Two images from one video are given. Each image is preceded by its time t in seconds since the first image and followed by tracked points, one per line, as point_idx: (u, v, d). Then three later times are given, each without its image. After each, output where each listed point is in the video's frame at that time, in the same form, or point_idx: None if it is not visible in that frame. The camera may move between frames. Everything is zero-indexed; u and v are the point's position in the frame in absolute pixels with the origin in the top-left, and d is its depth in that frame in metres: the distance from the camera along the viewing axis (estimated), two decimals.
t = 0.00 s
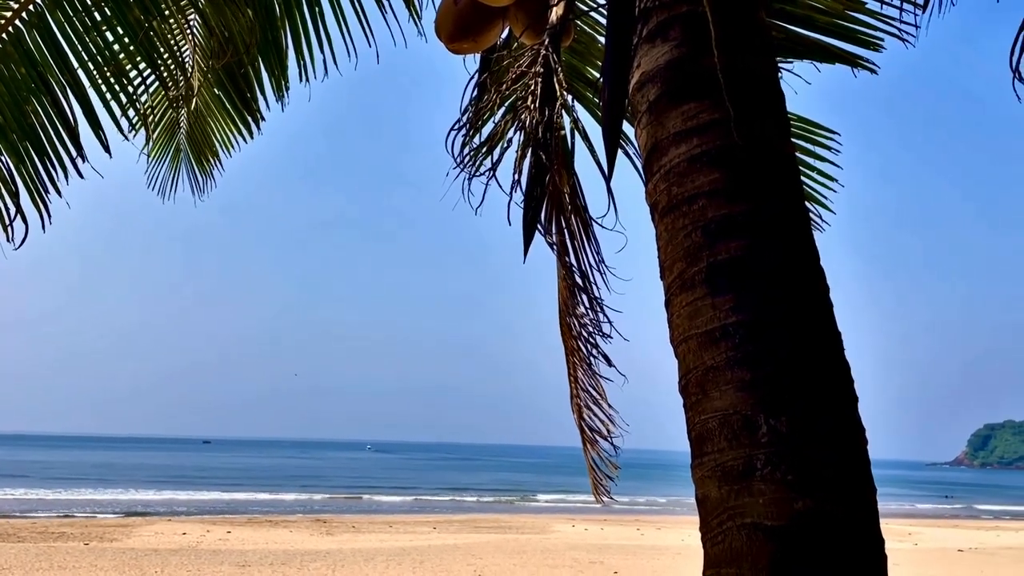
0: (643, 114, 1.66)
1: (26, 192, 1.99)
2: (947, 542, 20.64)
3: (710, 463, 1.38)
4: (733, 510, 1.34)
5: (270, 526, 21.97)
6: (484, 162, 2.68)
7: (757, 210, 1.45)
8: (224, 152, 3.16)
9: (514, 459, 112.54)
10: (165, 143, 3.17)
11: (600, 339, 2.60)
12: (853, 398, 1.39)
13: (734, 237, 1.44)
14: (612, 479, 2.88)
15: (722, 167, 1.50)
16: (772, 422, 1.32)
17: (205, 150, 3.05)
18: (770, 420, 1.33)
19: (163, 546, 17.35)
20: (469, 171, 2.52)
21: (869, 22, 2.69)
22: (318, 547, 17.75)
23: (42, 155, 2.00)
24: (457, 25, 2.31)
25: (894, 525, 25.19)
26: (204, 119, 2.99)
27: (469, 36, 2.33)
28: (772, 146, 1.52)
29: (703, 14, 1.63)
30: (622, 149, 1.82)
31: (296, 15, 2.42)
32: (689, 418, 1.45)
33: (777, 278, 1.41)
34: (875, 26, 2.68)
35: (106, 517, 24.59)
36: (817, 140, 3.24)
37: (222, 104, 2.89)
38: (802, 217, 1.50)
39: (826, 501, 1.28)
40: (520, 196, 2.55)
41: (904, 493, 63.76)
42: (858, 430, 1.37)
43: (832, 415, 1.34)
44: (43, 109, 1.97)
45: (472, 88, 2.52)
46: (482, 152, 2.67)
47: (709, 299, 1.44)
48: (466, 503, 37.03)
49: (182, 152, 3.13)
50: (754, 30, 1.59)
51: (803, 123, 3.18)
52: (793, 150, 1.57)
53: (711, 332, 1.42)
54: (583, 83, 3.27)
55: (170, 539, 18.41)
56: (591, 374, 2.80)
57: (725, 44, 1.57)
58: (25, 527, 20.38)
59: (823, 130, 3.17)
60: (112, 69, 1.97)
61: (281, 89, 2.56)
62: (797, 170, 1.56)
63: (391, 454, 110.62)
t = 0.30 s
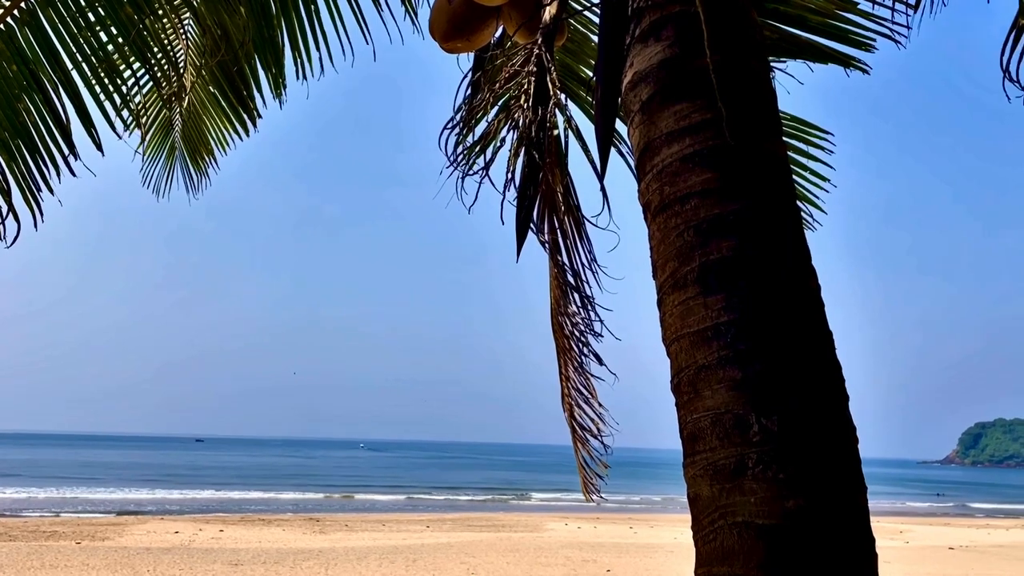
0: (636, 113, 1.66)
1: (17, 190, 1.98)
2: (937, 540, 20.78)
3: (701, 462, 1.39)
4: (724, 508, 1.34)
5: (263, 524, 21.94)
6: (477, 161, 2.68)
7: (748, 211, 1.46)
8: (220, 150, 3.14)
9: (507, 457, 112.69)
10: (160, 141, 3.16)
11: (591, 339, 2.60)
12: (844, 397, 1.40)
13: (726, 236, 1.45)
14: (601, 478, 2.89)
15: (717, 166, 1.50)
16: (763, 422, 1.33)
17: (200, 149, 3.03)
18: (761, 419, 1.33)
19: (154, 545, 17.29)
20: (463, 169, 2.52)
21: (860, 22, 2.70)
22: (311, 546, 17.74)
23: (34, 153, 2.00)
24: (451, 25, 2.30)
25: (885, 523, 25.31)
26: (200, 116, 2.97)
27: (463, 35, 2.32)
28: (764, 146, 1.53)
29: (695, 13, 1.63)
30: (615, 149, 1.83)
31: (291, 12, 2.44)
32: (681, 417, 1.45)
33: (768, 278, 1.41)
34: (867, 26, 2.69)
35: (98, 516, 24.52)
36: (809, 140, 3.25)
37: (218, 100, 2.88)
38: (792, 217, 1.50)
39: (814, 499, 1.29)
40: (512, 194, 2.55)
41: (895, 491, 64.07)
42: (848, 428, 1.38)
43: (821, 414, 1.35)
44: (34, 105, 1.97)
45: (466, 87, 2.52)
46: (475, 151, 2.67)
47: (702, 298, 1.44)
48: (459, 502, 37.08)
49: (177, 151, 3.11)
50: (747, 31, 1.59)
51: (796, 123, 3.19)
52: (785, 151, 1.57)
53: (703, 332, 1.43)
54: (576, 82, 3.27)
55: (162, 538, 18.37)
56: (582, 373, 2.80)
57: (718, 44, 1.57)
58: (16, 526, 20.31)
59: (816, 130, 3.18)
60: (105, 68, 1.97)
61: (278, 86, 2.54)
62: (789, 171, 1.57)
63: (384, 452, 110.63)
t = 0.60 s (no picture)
0: (629, 112, 1.66)
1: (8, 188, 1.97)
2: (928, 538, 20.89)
3: (695, 460, 1.39)
4: (717, 507, 1.34)
5: (255, 523, 21.93)
6: (470, 160, 2.67)
7: (741, 210, 1.46)
8: (216, 146, 3.14)
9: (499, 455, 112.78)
10: (157, 138, 3.15)
11: (584, 337, 2.61)
12: (837, 397, 1.40)
13: (719, 235, 1.45)
14: (595, 476, 2.89)
15: (710, 165, 1.50)
16: (756, 420, 1.33)
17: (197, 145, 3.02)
18: (754, 418, 1.33)
19: (146, 543, 17.27)
20: (456, 168, 2.53)
21: (851, 22, 2.70)
22: (304, 544, 17.74)
23: (26, 150, 1.99)
24: (444, 23, 2.31)
25: (876, 522, 25.45)
26: (195, 112, 2.96)
27: (456, 32, 2.33)
28: (757, 146, 1.52)
29: (688, 12, 1.63)
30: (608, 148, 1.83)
31: (286, 8, 2.44)
32: (674, 415, 1.45)
33: (759, 278, 1.42)
34: (858, 25, 2.69)
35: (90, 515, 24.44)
36: (799, 137, 3.26)
37: (214, 97, 2.87)
38: (785, 217, 1.51)
39: (807, 497, 1.29)
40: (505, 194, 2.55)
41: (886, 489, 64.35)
42: (841, 424, 1.39)
43: (814, 414, 1.35)
44: (25, 102, 1.96)
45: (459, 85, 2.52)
46: (468, 149, 2.67)
47: (694, 297, 1.44)
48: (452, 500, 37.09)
49: (174, 147, 3.10)
50: (740, 31, 1.59)
51: (787, 121, 3.20)
52: (778, 151, 1.57)
53: (696, 332, 1.43)
54: (569, 81, 3.27)
55: (155, 537, 18.33)
56: (575, 371, 2.80)
57: (711, 44, 1.57)
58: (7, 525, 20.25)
59: (807, 128, 3.19)
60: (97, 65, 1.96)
61: (273, 82, 2.53)
62: (782, 170, 1.57)
63: (376, 450, 110.58)
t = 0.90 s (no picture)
0: (622, 110, 1.66)
1: None
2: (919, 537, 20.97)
3: (686, 459, 1.39)
4: (709, 505, 1.34)
5: (246, 522, 21.85)
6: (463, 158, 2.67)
7: (734, 208, 1.46)
8: (209, 142, 3.13)
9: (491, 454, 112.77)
10: (149, 134, 3.14)
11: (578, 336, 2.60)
12: (829, 396, 1.40)
13: (711, 234, 1.45)
14: (590, 474, 2.89)
15: (702, 164, 1.50)
16: (748, 419, 1.33)
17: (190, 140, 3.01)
18: (746, 416, 1.33)
19: (138, 543, 17.21)
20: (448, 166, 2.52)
21: (843, 22, 2.71)
22: (296, 543, 17.69)
23: (16, 147, 1.98)
24: (436, 21, 2.30)
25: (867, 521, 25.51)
26: (188, 108, 2.94)
27: (448, 31, 2.32)
28: (750, 146, 1.52)
29: (681, 11, 1.63)
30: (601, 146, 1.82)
31: (280, 6, 2.43)
32: (666, 414, 1.45)
33: (751, 278, 1.42)
34: (850, 26, 2.70)
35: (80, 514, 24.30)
36: (791, 137, 3.27)
37: (207, 92, 2.86)
38: (778, 216, 1.51)
39: (800, 496, 1.29)
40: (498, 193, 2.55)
41: (878, 488, 64.54)
42: (832, 422, 1.39)
43: (807, 414, 1.35)
44: (15, 98, 1.95)
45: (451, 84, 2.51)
46: (461, 147, 2.66)
47: (687, 295, 1.44)
48: (444, 499, 37.05)
49: (167, 143, 3.09)
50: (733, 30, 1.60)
51: (779, 122, 3.21)
52: (770, 150, 1.57)
53: (688, 330, 1.43)
54: (562, 79, 3.27)
55: (146, 536, 18.24)
56: (570, 369, 2.80)
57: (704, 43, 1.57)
58: None
59: (798, 129, 3.20)
60: (88, 62, 1.95)
61: (266, 79, 2.52)
62: (774, 169, 1.57)
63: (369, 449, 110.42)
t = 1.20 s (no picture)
0: (614, 108, 1.66)
1: None
2: (910, 536, 21.05)
3: (677, 458, 1.39)
4: (701, 503, 1.34)
5: (238, 522, 21.74)
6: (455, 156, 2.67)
7: (726, 206, 1.46)
8: (196, 141, 3.12)
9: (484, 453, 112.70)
10: (136, 132, 3.13)
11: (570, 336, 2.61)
12: (821, 394, 1.41)
13: (703, 232, 1.45)
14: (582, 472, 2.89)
15: (693, 163, 1.50)
16: (739, 417, 1.33)
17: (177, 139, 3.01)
18: (737, 415, 1.33)
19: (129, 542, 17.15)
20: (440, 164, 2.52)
21: (835, 22, 2.72)
22: (287, 543, 17.62)
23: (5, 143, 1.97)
24: (428, 20, 2.30)
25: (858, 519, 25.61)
26: (176, 107, 2.93)
27: (440, 29, 2.33)
28: (741, 145, 1.52)
29: (673, 10, 1.63)
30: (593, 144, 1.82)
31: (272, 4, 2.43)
32: (658, 412, 1.45)
33: (743, 277, 1.42)
34: (842, 25, 2.71)
35: (69, 514, 24.11)
36: (784, 137, 3.28)
37: (196, 90, 2.86)
38: (769, 214, 1.51)
39: (791, 494, 1.29)
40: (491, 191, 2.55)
41: (868, 487, 64.75)
42: (824, 421, 1.39)
43: (801, 413, 1.35)
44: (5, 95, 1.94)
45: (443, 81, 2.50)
46: (453, 146, 2.66)
47: (679, 293, 1.44)
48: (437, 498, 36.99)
49: (153, 141, 3.08)
50: (725, 28, 1.59)
51: (771, 121, 3.21)
52: (762, 148, 1.57)
53: (680, 328, 1.43)
54: (555, 78, 3.27)
55: (136, 536, 18.13)
56: (562, 368, 2.80)
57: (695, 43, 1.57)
58: None
59: (790, 129, 3.20)
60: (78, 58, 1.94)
61: (256, 78, 2.52)
62: (765, 167, 1.57)
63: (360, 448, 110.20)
